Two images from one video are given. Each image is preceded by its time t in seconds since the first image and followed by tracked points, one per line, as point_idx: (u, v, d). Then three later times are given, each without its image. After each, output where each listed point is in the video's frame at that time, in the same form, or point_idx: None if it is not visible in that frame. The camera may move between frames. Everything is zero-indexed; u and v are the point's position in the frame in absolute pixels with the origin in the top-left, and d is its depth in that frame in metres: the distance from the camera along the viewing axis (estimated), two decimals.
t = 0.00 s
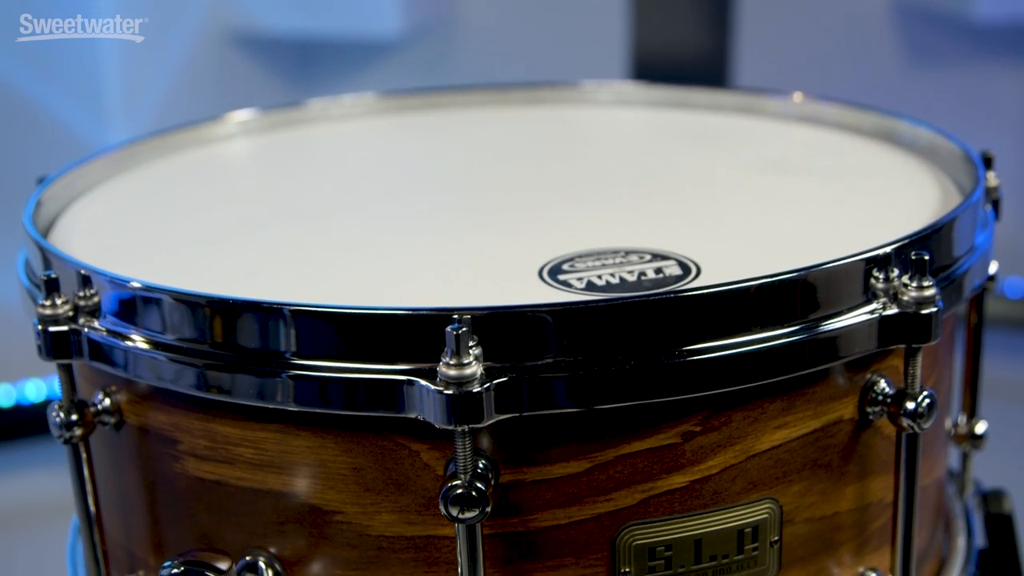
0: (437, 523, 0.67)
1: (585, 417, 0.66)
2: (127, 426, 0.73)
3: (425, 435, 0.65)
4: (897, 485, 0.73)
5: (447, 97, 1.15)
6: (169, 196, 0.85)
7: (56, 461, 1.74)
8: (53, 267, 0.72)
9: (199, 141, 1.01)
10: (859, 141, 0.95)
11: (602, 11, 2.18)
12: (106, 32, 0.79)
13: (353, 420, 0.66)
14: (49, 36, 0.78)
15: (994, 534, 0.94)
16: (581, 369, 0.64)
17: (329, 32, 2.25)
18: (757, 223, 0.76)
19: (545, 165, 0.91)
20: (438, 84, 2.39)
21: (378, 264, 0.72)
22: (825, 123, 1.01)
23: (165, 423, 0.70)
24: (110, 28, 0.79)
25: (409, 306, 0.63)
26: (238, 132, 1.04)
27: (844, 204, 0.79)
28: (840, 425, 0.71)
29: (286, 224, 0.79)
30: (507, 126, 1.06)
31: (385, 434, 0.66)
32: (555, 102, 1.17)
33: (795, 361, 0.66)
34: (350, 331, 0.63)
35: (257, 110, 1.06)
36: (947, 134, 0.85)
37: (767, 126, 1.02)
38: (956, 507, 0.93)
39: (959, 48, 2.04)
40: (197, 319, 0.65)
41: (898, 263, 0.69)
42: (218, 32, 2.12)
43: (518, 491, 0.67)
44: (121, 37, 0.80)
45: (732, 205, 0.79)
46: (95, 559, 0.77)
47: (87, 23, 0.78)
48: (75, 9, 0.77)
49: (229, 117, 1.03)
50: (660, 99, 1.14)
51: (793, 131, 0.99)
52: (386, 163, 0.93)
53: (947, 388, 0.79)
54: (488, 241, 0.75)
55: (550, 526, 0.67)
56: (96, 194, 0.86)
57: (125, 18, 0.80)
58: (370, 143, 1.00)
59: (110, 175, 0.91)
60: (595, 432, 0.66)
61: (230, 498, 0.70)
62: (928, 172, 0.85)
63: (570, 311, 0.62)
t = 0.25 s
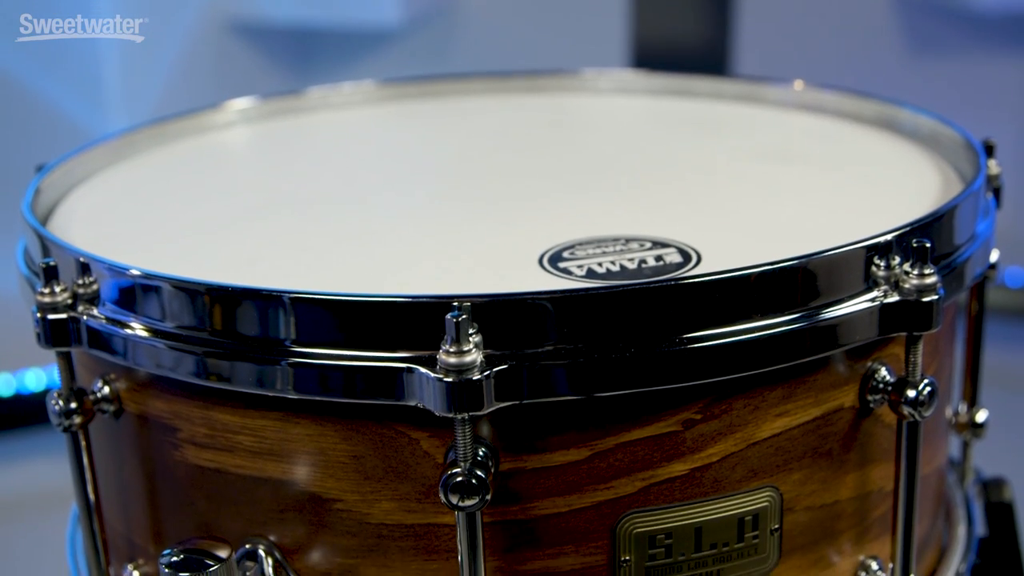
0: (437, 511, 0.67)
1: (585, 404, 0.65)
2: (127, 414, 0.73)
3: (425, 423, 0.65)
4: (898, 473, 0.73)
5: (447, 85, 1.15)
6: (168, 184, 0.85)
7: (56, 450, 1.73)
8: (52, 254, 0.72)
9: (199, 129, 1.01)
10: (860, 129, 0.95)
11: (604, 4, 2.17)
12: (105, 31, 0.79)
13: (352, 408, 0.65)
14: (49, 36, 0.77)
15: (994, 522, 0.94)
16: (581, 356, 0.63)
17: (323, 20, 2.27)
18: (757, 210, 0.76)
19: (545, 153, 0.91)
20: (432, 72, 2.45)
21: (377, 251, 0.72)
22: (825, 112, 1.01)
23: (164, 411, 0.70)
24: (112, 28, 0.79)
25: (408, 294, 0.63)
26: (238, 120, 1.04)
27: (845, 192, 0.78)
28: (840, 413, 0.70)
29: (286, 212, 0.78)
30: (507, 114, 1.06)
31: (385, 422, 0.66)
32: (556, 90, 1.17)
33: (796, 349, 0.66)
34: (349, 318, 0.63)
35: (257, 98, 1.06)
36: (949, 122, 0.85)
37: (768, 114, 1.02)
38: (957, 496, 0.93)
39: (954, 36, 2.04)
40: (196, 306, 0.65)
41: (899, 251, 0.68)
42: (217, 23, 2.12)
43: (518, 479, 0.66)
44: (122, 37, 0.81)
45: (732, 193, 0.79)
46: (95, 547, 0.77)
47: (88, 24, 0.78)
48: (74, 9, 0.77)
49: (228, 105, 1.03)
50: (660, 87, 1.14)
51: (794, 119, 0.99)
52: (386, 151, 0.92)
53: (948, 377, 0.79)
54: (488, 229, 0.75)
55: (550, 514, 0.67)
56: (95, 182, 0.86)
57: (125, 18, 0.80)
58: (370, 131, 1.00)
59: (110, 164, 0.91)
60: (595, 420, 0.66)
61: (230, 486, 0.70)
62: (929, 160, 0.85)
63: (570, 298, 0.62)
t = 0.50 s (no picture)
0: (437, 499, 0.67)
1: (585, 392, 0.65)
2: (126, 402, 0.73)
3: (425, 411, 0.65)
4: (898, 461, 0.73)
5: (447, 73, 1.15)
6: (167, 171, 0.85)
7: (56, 439, 1.73)
8: (51, 242, 0.71)
9: (198, 116, 1.01)
10: (861, 117, 0.94)
11: None
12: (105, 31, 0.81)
13: (352, 395, 0.65)
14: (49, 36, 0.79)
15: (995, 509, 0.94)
16: (581, 344, 0.63)
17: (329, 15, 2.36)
18: (758, 198, 0.76)
19: (546, 141, 0.91)
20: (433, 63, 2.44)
21: (377, 239, 0.72)
22: (826, 100, 1.01)
23: (164, 399, 0.70)
24: (110, 28, 0.81)
25: (408, 281, 0.63)
26: (237, 108, 1.04)
27: (846, 179, 0.78)
28: (841, 401, 0.70)
29: (285, 200, 0.78)
30: (508, 102, 1.06)
31: (385, 410, 0.65)
32: (556, 78, 1.17)
33: (796, 337, 0.66)
34: (349, 305, 0.63)
35: (256, 86, 1.06)
36: (950, 110, 0.85)
37: (769, 101, 1.02)
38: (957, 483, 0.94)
39: (953, 25, 2.04)
40: (195, 293, 0.65)
41: (900, 238, 0.68)
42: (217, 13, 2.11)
43: (518, 467, 0.66)
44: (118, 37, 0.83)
45: (733, 180, 0.79)
46: (95, 535, 0.77)
47: (88, 24, 0.80)
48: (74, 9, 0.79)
49: (228, 93, 1.03)
50: (660, 75, 1.13)
51: (795, 107, 0.98)
52: (386, 138, 0.92)
53: (949, 365, 0.79)
54: (488, 216, 0.74)
55: (550, 502, 0.67)
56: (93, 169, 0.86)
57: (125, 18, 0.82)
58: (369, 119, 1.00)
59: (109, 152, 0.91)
60: (596, 408, 0.66)
61: (229, 474, 0.70)
62: (930, 148, 0.84)
63: (570, 285, 0.62)
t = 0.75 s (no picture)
0: (437, 487, 0.67)
1: (586, 380, 0.65)
2: (125, 390, 0.72)
3: (425, 399, 0.65)
4: (899, 449, 0.72)
5: (447, 61, 1.15)
6: (167, 159, 0.85)
7: (56, 429, 1.73)
8: (50, 230, 0.71)
9: (197, 105, 1.01)
10: (862, 105, 0.94)
11: None
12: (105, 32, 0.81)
13: (351, 383, 0.65)
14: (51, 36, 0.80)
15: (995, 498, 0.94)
16: (581, 331, 0.63)
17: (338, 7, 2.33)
18: (759, 186, 0.76)
19: (546, 129, 0.91)
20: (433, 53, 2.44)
21: (377, 227, 0.71)
22: (828, 88, 1.00)
23: (163, 387, 0.70)
24: (110, 27, 0.82)
25: (408, 269, 0.63)
26: (237, 96, 1.04)
27: (846, 167, 0.78)
28: (842, 389, 0.70)
29: (285, 188, 0.78)
30: (508, 90, 1.06)
31: (384, 398, 0.65)
32: (556, 66, 1.17)
33: (797, 325, 0.66)
34: (348, 293, 0.63)
35: (256, 74, 1.06)
36: (951, 98, 0.85)
37: (769, 90, 1.02)
38: (957, 472, 0.94)
39: (957, 17, 2.03)
40: (195, 281, 0.65)
41: (902, 226, 0.68)
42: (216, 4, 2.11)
43: (518, 456, 0.66)
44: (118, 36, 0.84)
45: (734, 168, 0.79)
46: (95, 524, 0.77)
47: (87, 24, 0.81)
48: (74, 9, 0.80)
49: (227, 81, 1.03)
50: (661, 64, 1.13)
51: (796, 94, 0.98)
52: (386, 126, 0.92)
53: (950, 353, 0.78)
54: (488, 204, 0.74)
55: (550, 490, 0.67)
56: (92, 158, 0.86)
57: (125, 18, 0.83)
58: (368, 107, 0.99)
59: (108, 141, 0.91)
60: (596, 395, 0.65)
61: (229, 462, 0.70)
62: (932, 136, 0.84)
63: (570, 273, 0.61)
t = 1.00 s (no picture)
0: (437, 475, 0.66)
1: (586, 367, 0.65)
2: (124, 378, 0.72)
3: (425, 386, 0.65)
4: (900, 437, 0.72)
5: (447, 49, 1.15)
6: (166, 147, 0.85)
7: (55, 418, 1.73)
8: (49, 218, 0.71)
9: (196, 93, 1.01)
10: (864, 93, 0.94)
11: None
12: (105, 31, 0.85)
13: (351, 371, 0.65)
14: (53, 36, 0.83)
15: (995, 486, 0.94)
16: (581, 319, 0.63)
17: None
18: (759, 173, 0.75)
19: (546, 117, 0.91)
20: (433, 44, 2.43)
21: (376, 214, 0.71)
22: (828, 75, 1.00)
23: (163, 375, 0.70)
24: (110, 27, 0.86)
25: (407, 256, 0.63)
26: (236, 84, 1.04)
27: (847, 155, 0.78)
28: (843, 377, 0.70)
29: (284, 176, 0.78)
30: (508, 78, 1.05)
31: (384, 385, 0.65)
32: (556, 54, 1.17)
33: (798, 313, 0.66)
34: (347, 280, 0.62)
35: (255, 62, 1.06)
36: (953, 86, 0.85)
37: (770, 77, 1.01)
38: (958, 460, 0.94)
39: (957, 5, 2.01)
40: (194, 269, 0.64)
41: (903, 214, 0.68)
42: None
43: (518, 443, 0.66)
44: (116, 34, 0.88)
45: (734, 156, 0.79)
46: (94, 512, 0.77)
47: (87, 24, 0.84)
48: (75, 9, 0.83)
49: (226, 70, 1.03)
50: (661, 52, 1.13)
51: (796, 82, 0.98)
52: (385, 114, 0.92)
53: (951, 342, 0.78)
54: (488, 192, 0.74)
55: (550, 478, 0.67)
56: (90, 146, 0.85)
57: (126, 18, 0.87)
58: (367, 95, 0.99)
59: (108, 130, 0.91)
60: (597, 383, 0.65)
61: (228, 450, 0.69)
62: (933, 124, 0.84)
63: (570, 260, 0.61)
